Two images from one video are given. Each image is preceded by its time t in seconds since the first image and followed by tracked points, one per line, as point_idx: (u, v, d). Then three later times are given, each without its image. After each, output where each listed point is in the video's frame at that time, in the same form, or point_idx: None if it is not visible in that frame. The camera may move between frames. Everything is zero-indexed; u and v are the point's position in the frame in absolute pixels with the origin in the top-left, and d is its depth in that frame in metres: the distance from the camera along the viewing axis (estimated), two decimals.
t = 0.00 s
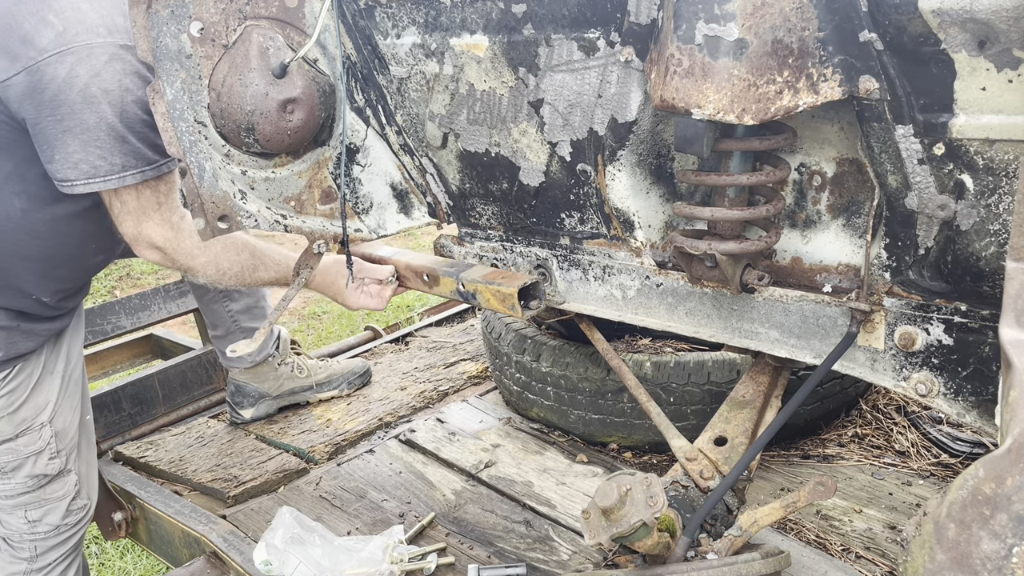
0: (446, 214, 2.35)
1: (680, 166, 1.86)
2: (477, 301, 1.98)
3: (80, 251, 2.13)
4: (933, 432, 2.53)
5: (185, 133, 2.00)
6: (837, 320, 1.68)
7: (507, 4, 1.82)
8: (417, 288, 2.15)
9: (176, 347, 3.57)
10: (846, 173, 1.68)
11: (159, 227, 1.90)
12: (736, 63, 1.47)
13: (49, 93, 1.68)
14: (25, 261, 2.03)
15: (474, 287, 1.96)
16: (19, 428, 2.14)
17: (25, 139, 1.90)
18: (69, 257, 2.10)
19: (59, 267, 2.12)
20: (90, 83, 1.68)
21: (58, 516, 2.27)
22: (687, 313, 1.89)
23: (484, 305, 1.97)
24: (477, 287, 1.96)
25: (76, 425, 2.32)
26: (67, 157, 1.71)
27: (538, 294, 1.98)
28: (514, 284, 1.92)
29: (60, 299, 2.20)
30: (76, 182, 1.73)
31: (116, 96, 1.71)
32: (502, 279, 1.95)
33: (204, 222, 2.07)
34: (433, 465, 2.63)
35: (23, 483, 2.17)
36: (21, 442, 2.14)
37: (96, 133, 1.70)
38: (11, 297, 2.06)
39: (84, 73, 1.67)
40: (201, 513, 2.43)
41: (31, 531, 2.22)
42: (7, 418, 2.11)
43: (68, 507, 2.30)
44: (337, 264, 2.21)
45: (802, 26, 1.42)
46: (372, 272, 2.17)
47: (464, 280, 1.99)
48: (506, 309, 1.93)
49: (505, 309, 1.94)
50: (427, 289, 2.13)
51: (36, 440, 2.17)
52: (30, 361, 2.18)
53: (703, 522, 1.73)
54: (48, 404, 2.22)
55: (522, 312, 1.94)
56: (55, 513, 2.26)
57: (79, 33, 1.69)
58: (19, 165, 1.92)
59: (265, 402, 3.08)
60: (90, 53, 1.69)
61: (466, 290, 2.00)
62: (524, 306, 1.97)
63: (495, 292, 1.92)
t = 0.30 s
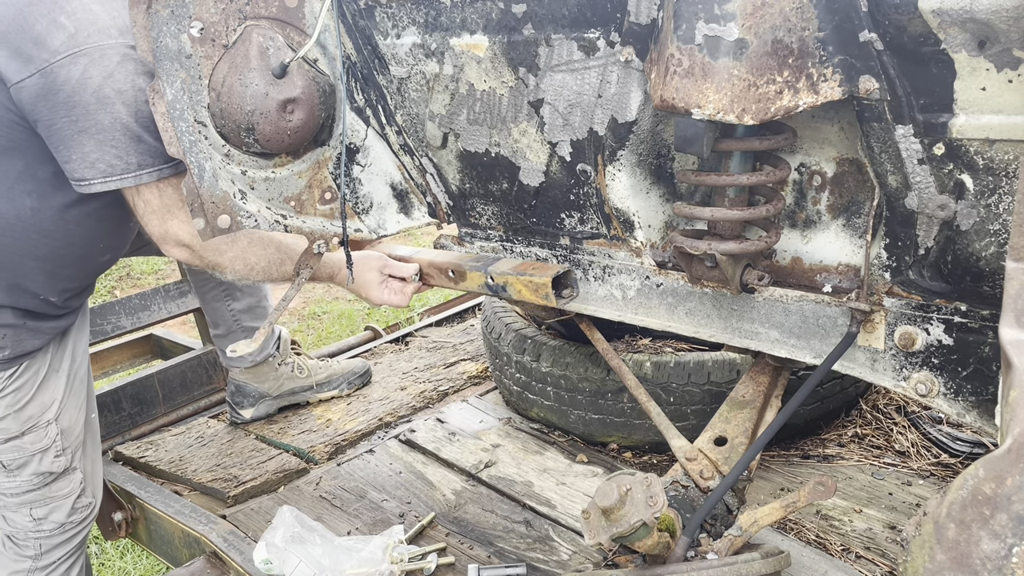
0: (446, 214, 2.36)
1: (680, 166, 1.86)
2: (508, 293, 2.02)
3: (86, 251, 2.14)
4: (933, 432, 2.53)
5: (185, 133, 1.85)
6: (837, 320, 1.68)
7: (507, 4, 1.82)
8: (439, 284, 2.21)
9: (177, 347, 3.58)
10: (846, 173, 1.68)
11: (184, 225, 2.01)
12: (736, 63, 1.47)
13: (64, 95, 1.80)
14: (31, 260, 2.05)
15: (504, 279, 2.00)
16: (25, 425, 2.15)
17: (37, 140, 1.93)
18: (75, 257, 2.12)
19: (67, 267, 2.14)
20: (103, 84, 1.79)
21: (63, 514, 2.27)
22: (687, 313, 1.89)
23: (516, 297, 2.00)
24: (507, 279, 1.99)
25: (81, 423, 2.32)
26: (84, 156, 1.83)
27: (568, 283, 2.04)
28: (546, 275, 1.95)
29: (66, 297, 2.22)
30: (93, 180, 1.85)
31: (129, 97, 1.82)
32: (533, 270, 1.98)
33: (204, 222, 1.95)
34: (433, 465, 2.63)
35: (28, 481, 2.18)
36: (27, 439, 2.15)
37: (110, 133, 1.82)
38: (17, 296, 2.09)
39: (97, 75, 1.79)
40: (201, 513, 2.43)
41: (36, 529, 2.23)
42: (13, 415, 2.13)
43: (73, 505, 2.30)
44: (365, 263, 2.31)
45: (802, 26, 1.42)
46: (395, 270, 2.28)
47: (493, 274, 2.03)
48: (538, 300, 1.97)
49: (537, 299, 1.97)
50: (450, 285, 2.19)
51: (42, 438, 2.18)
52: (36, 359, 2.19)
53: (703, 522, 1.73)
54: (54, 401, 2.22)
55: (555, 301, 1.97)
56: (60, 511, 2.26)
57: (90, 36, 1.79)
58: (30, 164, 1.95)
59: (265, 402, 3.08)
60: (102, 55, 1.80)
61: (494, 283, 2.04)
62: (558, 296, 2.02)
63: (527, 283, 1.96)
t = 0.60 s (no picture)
0: (446, 213, 2.35)
1: (680, 166, 1.86)
2: (519, 302, 2.01)
3: (91, 251, 2.14)
4: (933, 432, 2.53)
5: (184, 133, 1.85)
6: (837, 320, 1.68)
7: (507, 4, 1.82)
8: (447, 291, 2.20)
9: (177, 347, 3.58)
10: (846, 173, 1.68)
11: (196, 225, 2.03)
12: (736, 63, 1.47)
13: (71, 96, 1.80)
14: (37, 259, 2.05)
15: (515, 289, 2.00)
16: (30, 423, 2.15)
17: (43, 141, 1.93)
18: (80, 257, 2.12)
19: (73, 267, 2.14)
20: (111, 85, 1.80)
21: (67, 513, 2.27)
22: (687, 313, 1.89)
23: (527, 307, 2.00)
24: (519, 290, 1.99)
25: (86, 421, 2.31)
26: (92, 156, 1.84)
27: (580, 295, 2.03)
28: (559, 286, 1.94)
29: (71, 297, 2.22)
30: (103, 180, 1.86)
31: (136, 97, 1.83)
32: (545, 281, 1.97)
33: (204, 222, 1.95)
34: (433, 465, 2.63)
35: (33, 479, 2.18)
36: (33, 437, 2.15)
37: (119, 133, 1.82)
38: (22, 295, 2.09)
39: (103, 75, 1.79)
40: (201, 513, 2.43)
41: (40, 527, 2.23)
42: (18, 414, 2.13)
43: (78, 504, 2.30)
44: (374, 265, 2.34)
45: (802, 26, 1.42)
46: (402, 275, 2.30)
47: (504, 283, 2.03)
48: (550, 311, 1.97)
49: (549, 310, 1.97)
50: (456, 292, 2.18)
51: (47, 436, 2.18)
52: (42, 358, 2.20)
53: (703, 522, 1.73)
54: (59, 400, 2.22)
55: (568, 312, 1.97)
56: (65, 510, 2.26)
57: (96, 36, 1.79)
58: (37, 164, 1.95)
59: (265, 402, 3.08)
60: (108, 56, 1.80)
61: (505, 292, 2.04)
62: (569, 307, 2.01)
63: (539, 294, 1.95)
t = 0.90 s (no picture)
0: (446, 214, 2.35)
1: (680, 166, 1.86)
2: (523, 304, 2.01)
3: (91, 253, 2.14)
4: (933, 432, 2.53)
5: (184, 133, 1.85)
6: (837, 320, 1.68)
7: (507, 4, 1.82)
8: (449, 291, 2.20)
9: (177, 347, 3.58)
10: (846, 173, 1.68)
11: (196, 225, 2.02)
12: (736, 63, 1.47)
13: (69, 98, 1.79)
14: (37, 260, 2.05)
15: (520, 291, 2.00)
16: (30, 424, 2.15)
17: (41, 143, 1.93)
18: (81, 258, 2.12)
19: (73, 267, 2.14)
20: (109, 87, 1.79)
21: (68, 513, 2.27)
22: (687, 313, 1.89)
23: (532, 309, 2.00)
24: (523, 292, 1.99)
25: (86, 422, 2.31)
26: (92, 159, 1.84)
27: (584, 296, 2.01)
28: (565, 288, 1.94)
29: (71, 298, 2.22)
30: (103, 182, 1.86)
31: (135, 99, 1.82)
32: (551, 283, 1.97)
33: (204, 221, 1.94)
34: (433, 465, 2.63)
35: (33, 480, 2.18)
36: (33, 438, 2.16)
37: (119, 135, 1.82)
38: (22, 296, 2.09)
39: (101, 78, 1.78)
40: (201, 513, 2.43)
41: (40, 528, 2.23)
42: (18, 414, 2.13)
43: (78, 505, 2.30)
44: (377, 265, 2.34)
45: (802, 26, 1.42)
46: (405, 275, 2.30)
47: (507, 284, 2.03)
48: (555, 313, 1.96)
49: (554, 312, 1.97)
50: (458, 293, 2.18)
51: (47, 436, 2.18)
52: (40, 359, 2.20)
53: (703, 522, 1.73)
54: (59, 401, 2.23)
55: (574, 315, 1.96)
56: (65, 510, 2.26)
57: (93, 38, 1.78)
58: (36, 166, 1.95)
59: (265, 402, 3.08)
60: (105, 58, 1.79)
61: (509, 293, 2.04)
62: (574, 308, 1.99)
63: (544, 297, 1.95)
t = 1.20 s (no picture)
0: (446, 213, 2.35)
1: (680, 166, 1.86)
2: (531, 302, 2.02)
3: (89, 254, 2.14)
4: (933, 432, 2.53)
5: (184, 134, 1.85)
6: (837, 320, 1.68)
7: (507, 4, 1.82)
8: (452, 291, 2.20)
9: (176, 347, 3.58)
10: (846, 173, 1.68)
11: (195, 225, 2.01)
12: (736, 63, 1.47)
13: (65, 100, 1.78)
14: (34, 262, 2.05)
15: (528, 289, 2.00)
16: (24, 427, 2.15)
17: (37, 144, 1.93)
18: (78, 259, 2.12)
19: (70, 269, 2.14)
20: (105, 89, 1.77)
21: (64, 517, 2.27)
22: (687, 313, 1.89)
23: (541, 306, 2.01)
24: (531, 289, 2.00)
25: (83, 425, 2.31)
26: (90, 161, 1.82)
27: (594, 293, 2.03)
28: (576, 286, 1.96)
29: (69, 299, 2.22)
30: (101, 184, 1.85)
31: (132, 100, 1.80)
32: (560, 281, 1.99)
33: (204, 222, 1.95)
34: (433, 465, 2.63)
35: (28, 483, 2.18)
36: (27, 441, 2.16)
37: (116, 137, 1.80)
38: (19, 298, 2.09)
39: (97, 79, 1.77)
40: (201, 513, 2.43)
41: (37, 531, 2.23)
42: (13, 417, 2.13)
43: (74, 508, 2.30)
44: (377, 265, 2.34)
45: (802, 26, 1.42)
46: (406, 276, 2.29)
47: (515, 283, 2.03)
48: (565, 310, 1.99)
49: (564, 309, 1.99)
50: (461, 293, 2.19)
51: (42, 440, 2.18)
52: (36, 361, 2.20)
53: (703, 522, 1.73)
54: (54, 403, 2.22)
55: (583, 312, 1.99)
56: (61, 514, 2.26)
57: (88, 39, 1.77)
58: (32, 169, 1.95)
59: (265, 402, 3.08)
60: (101, 59, 1.78)
61: (516, 292, 2.04)
62: (584, 305, 2.01)
63: (555, 294, 1.97)
